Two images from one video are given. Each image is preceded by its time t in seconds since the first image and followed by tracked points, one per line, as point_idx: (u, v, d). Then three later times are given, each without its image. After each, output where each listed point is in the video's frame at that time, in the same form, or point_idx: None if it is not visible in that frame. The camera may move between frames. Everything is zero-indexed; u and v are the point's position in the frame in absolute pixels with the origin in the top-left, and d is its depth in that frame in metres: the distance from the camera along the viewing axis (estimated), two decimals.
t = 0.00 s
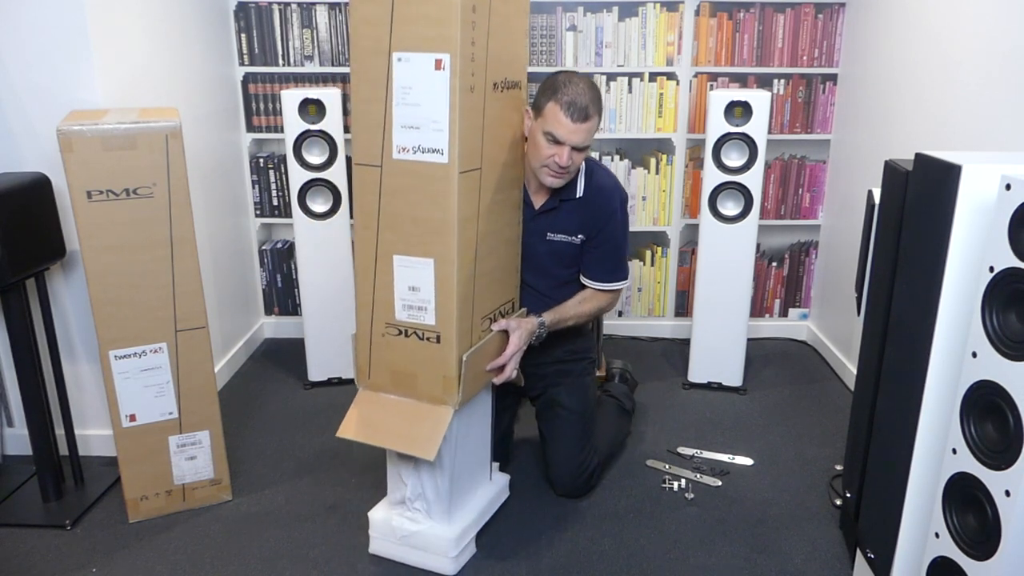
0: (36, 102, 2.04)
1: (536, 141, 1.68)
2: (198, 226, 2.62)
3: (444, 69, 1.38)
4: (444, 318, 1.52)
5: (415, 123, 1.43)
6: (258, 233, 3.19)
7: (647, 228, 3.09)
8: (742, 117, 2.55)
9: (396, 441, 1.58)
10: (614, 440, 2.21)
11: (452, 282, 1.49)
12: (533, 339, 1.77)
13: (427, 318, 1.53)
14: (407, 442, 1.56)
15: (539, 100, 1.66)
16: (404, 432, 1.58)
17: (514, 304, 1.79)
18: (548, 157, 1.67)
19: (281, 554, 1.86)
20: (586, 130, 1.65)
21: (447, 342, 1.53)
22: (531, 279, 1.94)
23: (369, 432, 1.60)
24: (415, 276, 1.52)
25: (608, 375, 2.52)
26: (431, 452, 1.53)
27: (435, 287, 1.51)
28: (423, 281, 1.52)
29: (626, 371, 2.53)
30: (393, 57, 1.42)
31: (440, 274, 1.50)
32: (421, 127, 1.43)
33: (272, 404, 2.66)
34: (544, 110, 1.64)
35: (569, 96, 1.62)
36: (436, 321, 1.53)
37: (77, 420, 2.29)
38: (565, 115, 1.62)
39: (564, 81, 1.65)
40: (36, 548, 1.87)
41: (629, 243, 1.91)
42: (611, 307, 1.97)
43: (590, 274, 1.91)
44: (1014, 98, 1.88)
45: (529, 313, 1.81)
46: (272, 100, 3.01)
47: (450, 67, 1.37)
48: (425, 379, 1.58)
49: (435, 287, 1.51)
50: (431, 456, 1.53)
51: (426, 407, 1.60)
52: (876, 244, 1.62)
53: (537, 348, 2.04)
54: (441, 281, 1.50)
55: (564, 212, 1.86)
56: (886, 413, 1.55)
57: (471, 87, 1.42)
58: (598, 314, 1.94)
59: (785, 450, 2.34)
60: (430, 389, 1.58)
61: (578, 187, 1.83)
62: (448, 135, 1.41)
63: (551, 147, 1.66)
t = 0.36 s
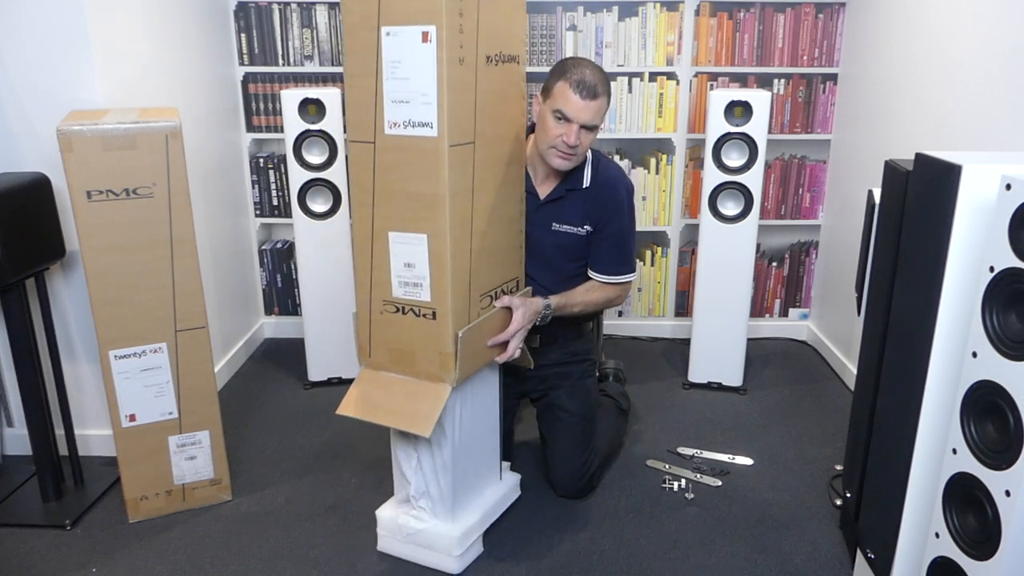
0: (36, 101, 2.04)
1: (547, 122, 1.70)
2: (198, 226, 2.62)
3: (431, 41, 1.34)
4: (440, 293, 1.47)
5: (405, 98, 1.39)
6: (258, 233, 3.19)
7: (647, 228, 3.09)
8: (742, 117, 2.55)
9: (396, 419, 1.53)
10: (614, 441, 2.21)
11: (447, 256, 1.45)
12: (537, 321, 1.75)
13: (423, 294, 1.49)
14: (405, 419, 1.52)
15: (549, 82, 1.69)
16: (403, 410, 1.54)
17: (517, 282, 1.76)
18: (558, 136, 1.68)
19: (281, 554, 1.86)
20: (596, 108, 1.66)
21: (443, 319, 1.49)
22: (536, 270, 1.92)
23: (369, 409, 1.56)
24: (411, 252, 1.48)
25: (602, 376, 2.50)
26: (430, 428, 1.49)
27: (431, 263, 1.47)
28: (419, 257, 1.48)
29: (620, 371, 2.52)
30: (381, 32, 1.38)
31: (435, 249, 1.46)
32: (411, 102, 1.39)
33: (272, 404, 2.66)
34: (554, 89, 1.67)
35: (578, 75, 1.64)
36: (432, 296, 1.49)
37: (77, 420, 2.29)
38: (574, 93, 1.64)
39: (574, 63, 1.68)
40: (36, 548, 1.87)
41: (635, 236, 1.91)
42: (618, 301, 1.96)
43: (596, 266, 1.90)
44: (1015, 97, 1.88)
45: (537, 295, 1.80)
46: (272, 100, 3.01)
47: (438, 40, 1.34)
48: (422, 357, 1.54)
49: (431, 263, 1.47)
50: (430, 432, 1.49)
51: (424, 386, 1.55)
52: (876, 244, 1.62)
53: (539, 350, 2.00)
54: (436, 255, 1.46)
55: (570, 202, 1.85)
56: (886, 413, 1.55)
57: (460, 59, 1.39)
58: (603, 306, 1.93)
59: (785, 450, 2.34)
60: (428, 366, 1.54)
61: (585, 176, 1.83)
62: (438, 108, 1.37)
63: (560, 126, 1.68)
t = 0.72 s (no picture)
0: (36, 101, 2.04)
1: (551, 105, 1.73)
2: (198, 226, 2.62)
3: (435, 20, 1.34)
4: (442, 275, 1.47)
5: (410, 77, 1.40)
6: (258, 233, 3.19)
7: (647, 227, 3.09)
8: (742, 117, 2.55)
9: (393, 398, 1.53)
10: (614, 441, 2.22)
11: (449, 236, 1.44)
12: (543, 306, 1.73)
13: (425, 276, 1.49)
14: (405, 399, 1.51)
15: (555, 68, 1.75)
16: (402, 389, 1.53)
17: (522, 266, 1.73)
18: (561, 115, 1.71)
19: (281, 555, 1.86)
20: (598, 89, 1.70)
21: (445, 300, 1.48)
22: (541, 262, 1.90)
23: (369, 387, 1.56)
24: (413, 233, 1.48)
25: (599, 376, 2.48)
26: (426, 409, 1.47)
27: (433, 244, 1.47)
28: (421, 238, 1.47)
29: (616, 371, 2.51)
30: (386, 12, 1.38)
31: (437, 231, 1.45)
32: (415, 81, 1.39)
33: (272, 404, 2.65)
34: (559, 71, 1.72)
35: (582, 56, 1.70)
36: (434, 277, 1.48)
37: (77, 420, 2.29)
38: (577, 72, 1.69)
39: (579, 50, 1.74)
40: (36, 548, 1.87)
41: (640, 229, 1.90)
42: (625, 294, 1.95)
43: (601, 257, 1.89)
44: (1015, 97, 1.88)
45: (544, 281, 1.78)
46: (272, 100, 3.01)
47: (441, 18, 1.34)
48: (425, 339, 1.53)
49: (432, 244, 1.47)
50: (426, 412, 1.47)
51: (426, 367, 1.55)
52: (876, 244, 1.62)
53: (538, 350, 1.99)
54: (438, 236, 1.46)
55: (575, 192, 1.85)
56: (886, 413, 1.54)
57: (464, 38, 1.38)
58: (609, 298, 1.92)
59: (785, 450, 2.34)
60: (430, 348, 1.54)
61: (590, 166, 1.83)
62: (441, 87, 1.37)
63: (563, 105, 1.71)
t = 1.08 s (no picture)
0: (36, 101, 2.04)
1: (563, 92, 1.73)
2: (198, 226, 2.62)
3: None
4: (444, 244, 1.46)
5: (409, 42, 1.38)
6: (258, 233, 3.19)
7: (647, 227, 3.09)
8: (742, 117, 2.55)
9: (397, 375, 1.53)
10: (614, 442, 2.22)
11: (451, 204, 1.43)
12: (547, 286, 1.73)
13: (427, 245, 1.48)
14: (410, 375, 1.51)
15: (563, 58, 1.76)
16: (406, 367, 1.53)
17: (524, 241, 1.72)
18: (575, 102, 1.71)
19: (281, 555, 1.86)
20: (611, 76, 1.72)
21: (448, 270, 1.47)
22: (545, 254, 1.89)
23: (374, 365, 1.56)
24: (414, 201, 1.47)
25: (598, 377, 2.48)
26: (434, 384, 1.47)
27: (435, 212, 1.46)
28: (422, 206, 1.47)
29: (615, 373, 2.51)
30: None
31: (438, 198, 1.44)
32: (415, 46, 1.38)
33: (272, 405, 2.65)
34: (569, 61, 1.73)
35: (592, 45, 1.72)
36: (436, 247, 1.47)
37: (77, 420, 2.29)
38: (590, 60, 1.70)
39: (586, 40, 1.76)
40: (36, 548, 1.87)
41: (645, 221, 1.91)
42: (631, 288, 1.94)
43: (608, 250, 1.89)
44: (1015, 98, 1.88)
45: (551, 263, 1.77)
46: (272, 100, 3.01)
47: None
48: (428, 310, 1.53)
49: (434, 212, 1.46)
50: (434, 387, 1.47)
51: (430, 339, 1.54)
52: (876, 243, 1.62)
53: (538, 352, 1.97)
54: (439, 205, 1.45)
55: (581, 184, 1.85)
56: (886, 413, 1.55)
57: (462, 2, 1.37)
58: (615, 290, 1.90)
59: (785, 450, 2.34)
60: (433, 320, 1.53)
61: (597, 158, 1.83)
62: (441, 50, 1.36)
63: (576, 92, 1.71)
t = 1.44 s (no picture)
0: (36, 102, 2.04)
1: (569, 85, 1.73)
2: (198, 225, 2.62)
3: None
4: (439, 238, 1.46)
5: (396, 36, 1.38)
6: (258, 234, 3.19)
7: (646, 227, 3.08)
8: (742, 117, 2.55)
9: (399, 371, 1.53)
10: (614, 443, 2.22)
11: (444, 197, 1.43)
12: (546, 280, 1.73)
13: (422, 240, 1.48)
14: (411, 373, 1.51)
15: (566, 50, 1.76)
16: (407, 362, 1.53)
17: (523, 232, 1.72)
18: (583, 95, 1.72)
19: (281, 555, 1.86)
20: (616, 66, 1.73)
21: (443, 264, 1.47)
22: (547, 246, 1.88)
23: (373, 364, 1.56)
24: (407, 197, 1.47)
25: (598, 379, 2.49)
26: (435, 380, 1.48)
27: (428, 206, 1.45)
28: (415, 201, 1.46)
29: (614, 375, 2.52)
30: None
31: (431, 192, 1.44)
32: (402, 39, 1.38)
33: (272, 405, 2.65)
34: (573, 53, 1.73)
35: (595, 36, 1.72)
36: (431, 242, 1.47)
37: (77, 420, 2.29)
38: (595, 52, 1.71)
39: (587, 29, 1.76)
40: (36, 548, 1.87)
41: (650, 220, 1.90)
42: (638, 290, 1.92)
43: (612, 248, 1.89)
44: (1015, 98, 1.88)
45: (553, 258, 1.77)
46: (272, 100, 3.01)
47: None
48: (425, 305, 1.53)
49: (427, 206, 1.45)
50: (435, 383, 1.48)
51: (429, 335, 1.54)
52: (876, 243, 1.62)
53: (539, 354, 1.97)
54: (433, 199, 1.45)
55: (583, 181, 1.85)
56: (886, 413, 1.54)
57: None
58: (619, 291, 1.89)
59: (785, 450, 2.34)
60: (431, 315, 1.53)
61: (599, 155, 1.84)
62: (427, 43, 1.36)
63: (584, 85, 1.72)
